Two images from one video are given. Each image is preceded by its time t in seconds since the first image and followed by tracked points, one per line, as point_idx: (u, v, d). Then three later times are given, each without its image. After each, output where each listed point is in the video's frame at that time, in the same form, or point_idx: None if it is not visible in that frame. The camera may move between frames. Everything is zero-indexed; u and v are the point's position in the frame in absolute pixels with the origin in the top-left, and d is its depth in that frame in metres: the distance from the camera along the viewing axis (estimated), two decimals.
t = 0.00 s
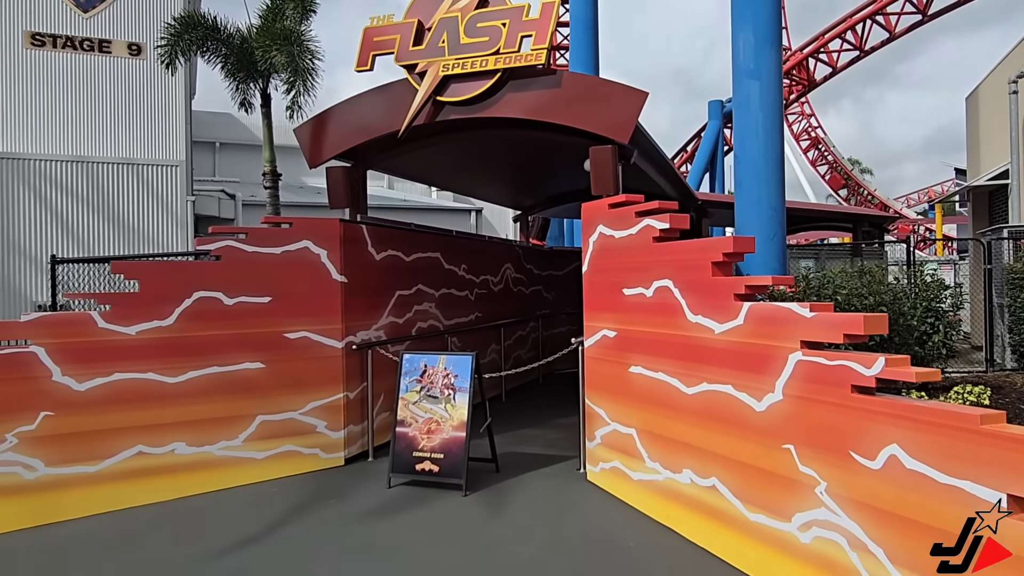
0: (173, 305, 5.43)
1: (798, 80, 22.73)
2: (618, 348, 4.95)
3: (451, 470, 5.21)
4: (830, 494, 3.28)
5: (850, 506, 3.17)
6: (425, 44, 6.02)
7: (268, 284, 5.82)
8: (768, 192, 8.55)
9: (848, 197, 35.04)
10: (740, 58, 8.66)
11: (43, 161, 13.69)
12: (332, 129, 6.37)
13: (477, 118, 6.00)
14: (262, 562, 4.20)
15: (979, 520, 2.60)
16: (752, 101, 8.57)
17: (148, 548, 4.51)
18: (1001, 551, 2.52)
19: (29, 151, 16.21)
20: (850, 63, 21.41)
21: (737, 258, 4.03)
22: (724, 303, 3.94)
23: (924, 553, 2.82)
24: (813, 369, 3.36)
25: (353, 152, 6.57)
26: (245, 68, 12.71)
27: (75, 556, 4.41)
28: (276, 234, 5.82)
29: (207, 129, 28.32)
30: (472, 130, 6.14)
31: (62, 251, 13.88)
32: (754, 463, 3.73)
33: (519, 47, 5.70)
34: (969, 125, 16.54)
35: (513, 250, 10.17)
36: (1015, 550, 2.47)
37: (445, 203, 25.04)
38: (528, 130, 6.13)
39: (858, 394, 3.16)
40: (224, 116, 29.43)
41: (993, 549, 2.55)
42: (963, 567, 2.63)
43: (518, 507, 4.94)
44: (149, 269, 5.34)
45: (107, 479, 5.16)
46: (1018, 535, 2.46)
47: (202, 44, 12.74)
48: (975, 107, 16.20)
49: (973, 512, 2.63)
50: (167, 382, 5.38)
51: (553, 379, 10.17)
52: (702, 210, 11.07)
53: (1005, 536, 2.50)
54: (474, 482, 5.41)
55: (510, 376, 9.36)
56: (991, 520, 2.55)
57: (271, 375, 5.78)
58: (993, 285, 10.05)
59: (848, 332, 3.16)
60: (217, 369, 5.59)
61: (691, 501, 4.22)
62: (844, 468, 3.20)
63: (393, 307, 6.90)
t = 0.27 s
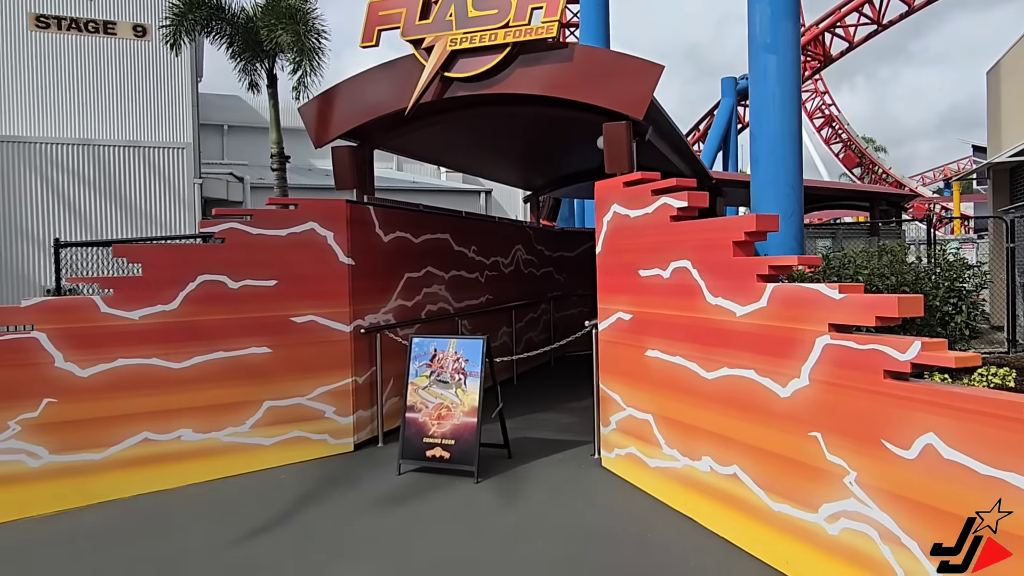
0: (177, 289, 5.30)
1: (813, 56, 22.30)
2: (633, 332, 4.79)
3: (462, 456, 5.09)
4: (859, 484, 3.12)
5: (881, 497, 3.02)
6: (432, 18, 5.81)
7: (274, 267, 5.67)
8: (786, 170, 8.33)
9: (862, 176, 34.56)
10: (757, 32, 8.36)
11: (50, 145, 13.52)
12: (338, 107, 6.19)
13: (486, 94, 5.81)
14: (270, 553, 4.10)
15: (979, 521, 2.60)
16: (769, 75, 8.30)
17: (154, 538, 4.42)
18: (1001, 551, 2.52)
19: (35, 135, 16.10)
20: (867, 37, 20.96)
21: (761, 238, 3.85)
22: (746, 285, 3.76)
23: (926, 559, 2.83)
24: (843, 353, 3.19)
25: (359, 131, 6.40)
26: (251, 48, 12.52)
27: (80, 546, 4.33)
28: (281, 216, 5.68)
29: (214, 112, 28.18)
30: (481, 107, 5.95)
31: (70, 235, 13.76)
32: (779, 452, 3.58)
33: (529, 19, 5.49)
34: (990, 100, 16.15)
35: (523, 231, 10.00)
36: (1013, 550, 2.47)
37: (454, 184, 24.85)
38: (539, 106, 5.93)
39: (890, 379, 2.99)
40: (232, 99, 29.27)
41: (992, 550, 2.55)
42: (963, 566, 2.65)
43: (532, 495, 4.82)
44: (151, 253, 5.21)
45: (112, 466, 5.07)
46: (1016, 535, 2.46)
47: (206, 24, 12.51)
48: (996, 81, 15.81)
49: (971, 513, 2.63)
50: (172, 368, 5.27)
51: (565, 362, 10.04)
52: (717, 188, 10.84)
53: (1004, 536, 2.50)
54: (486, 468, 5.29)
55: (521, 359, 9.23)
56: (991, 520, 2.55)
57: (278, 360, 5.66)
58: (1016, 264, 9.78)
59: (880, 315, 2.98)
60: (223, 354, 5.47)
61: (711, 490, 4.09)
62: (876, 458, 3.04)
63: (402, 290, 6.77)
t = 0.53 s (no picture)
0: (179, 275, 5.16)
1: (827, 35, 21.90)
2: (650, 317, 4.63)
3: (473, 446, 4.96)
4: (891, 476, 2.97)
5: (915, 490, 2.86)
6: None
7: (278, 251, 5.52)
8: (803, 151, 8.08)
9: (875, 158, 34.11)
10: (773, 9, 8.12)
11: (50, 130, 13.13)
12: (344, 87, 6.02)
13: (496, 72, 5.62)
14: (277, 546, 3.98)
15: (978, 521, 2.60)
16: (785, 53, 8.03)
17: (159, 530, 4.31)
18: (1001, 552, 2.53)
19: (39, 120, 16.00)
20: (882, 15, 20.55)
21: (785, 218, 3.67)
22: (770, 268, 3.58)
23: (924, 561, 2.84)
24: (875, 340, 3.02)
25: (365, 112, 6.23)
26: (255, 30, 12.31)
27: (83, 538, 4.23)
28: (285, 199, 5.52)
29: (220, 98, 27.98)
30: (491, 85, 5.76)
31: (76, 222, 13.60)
32: (805, 442, 3.42)
33: None
34: (1009, 78, 15.80)
35: (533, 214, 9.83)
36: (1014, 550, 2.48)
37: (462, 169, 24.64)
38: (551, 84, 5.74)
39: (926, 367, 2.82)
40: (238, 84, 29.07)
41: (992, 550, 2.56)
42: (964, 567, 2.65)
43: (545, 485, 4.68)
44: (152, 238, 5.06)
45: (116, 456, 4.97)
46: (1015, 535, 2.46)
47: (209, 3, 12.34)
48: (1016, 59, 15.45)
49: (971, 513, 2.63)
50: (175, 356, 5.15)
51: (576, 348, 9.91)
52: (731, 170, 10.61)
53: (1005, 537, 2.50)
54: (498, 458, 5.16)
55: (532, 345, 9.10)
56: (991, 521, 2.55)
57: (284, 347, 5.53)
58: None
59: (916, 299, 2.81)
60: (228, 342, 5.34)
61: (731, 480, 3.95)
62: (909, 449, 2.88)
63: (410, 276, 6.63)
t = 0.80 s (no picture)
0: (183, 264, 4.99)
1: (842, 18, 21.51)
2: (670, 306, 4.45)
3: (487, 439, 4.80)
4: (935, 474, 2.78)
5: (961, 489, 2.68)
6: None
7: (284, 239, 5.35)
8: (823, 136, 7.57)
9: (887, 143, 33.67)
10: None
11: (55, 117, 12.73)
12: (351, 69, 5.83)
13: (509, 51, 5.41)
14: (284, 545, 3.83)
15: (979, 520, 2.62)
16: (804, 32, 7.28)
17: (163, 527, 4.17)
18: (1001, 551, 2.55)
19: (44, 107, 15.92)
20: None
21: (817, 201, 3.47)
22: (801, 254, 3.39)
23: (924, 559, 2.86)
24: (917, 329, 2.83)
25: (373, 95, 6.05)
26: (260, 14, 12.10)
27: (86, 535, 4.10)
28: (291, 184, 5.34)
29: (226, 86, 27.74)
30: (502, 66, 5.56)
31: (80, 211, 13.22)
32: (839, 437, 3.24)
33: None
34: None
35: (544, 201, 9.64)
36: (1014, 550, 2.49)
37: (470, 156, 24.40)
38: (565, 64, 5.53)
39: (976, 358, 2.63)
40: (243, 72, 28.82)
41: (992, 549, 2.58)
42: (964, 567, 2.68)
43: (562, 480, 4.52)
44: (154, 225, 4.89)
45: (119, 450, 4.83)
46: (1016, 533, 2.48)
47: None
48: None
49: (972, 515, 2.65)
50: (179, 347, 5.00)
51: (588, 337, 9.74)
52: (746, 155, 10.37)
53: (1005, 536, 2.52)
54: (512, 451, 5.01)
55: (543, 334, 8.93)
56: (990, 520, 2.57)
57: (291, 337, 5.37)
58: None
59: (965, 286, 2.61)
60: (233, 332, 5.19)
61: (757, 476, 3.78)
62: (956, 446, 2.69)
63: (419, 264, 6.46)
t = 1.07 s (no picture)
0: (187, 255, 4.84)
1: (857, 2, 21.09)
2: (692, 299, 4.27)
3: (501, 436, 4.64)
4: (984, 481, 2.59)
5: (1012, 497, 2.49)
6: None
7: (291, 229, 5.18)
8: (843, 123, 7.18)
9: (900, 130, 33.20)
10: None
11: (59, 106, 12.58)
12: (359, 53, 5.65)
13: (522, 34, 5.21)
14: (291, 548, 3.68)
15: (979, 520, 2.63)
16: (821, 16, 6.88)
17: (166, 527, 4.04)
18: (1001, 550, 2.55)
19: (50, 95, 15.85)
20: None
21: (853, 189, 3.28)
22: (836, 246, 3.20)
23: (923, 555, 2.88)
24: (963, 327, 2.63)
25: (382, 80, 5.86)
26: None
27: (88, 536, 3.97)
28: (298, 173, 5.17)
29: (232, 74, 27.53)
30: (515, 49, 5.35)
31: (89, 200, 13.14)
32: (876, 440, 3.06)
33: None
34: None
35: (555, 189, 9.44)
36: (1014, 548, 2.51)
37: (477, 144, 24.16)
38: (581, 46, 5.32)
39: None
40: (249, 60, 28.61)
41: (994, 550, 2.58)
42: (964, 567, 2.69)
43: (579, 480, 4.36)
44: (156, 215, 4.73)
45: (123, 447, 4.70)
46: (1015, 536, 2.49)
47: None
48: None
49: (973, 512, 2.66)
50: (183, 341, 4.85)
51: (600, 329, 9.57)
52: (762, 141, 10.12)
53: (1006, 536, 2.52)
54: (527, 449, 4.85)
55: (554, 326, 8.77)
56: (990, 521, 2.58)
57: (298, 331, 5.22)
58: None
59: (1019, 281, 2.41)
60: (239, 326, 5.04)
61: (785, 478, 3.61)
62: (1006, 453, 2.50)
63: (430, 254, 6.29)
